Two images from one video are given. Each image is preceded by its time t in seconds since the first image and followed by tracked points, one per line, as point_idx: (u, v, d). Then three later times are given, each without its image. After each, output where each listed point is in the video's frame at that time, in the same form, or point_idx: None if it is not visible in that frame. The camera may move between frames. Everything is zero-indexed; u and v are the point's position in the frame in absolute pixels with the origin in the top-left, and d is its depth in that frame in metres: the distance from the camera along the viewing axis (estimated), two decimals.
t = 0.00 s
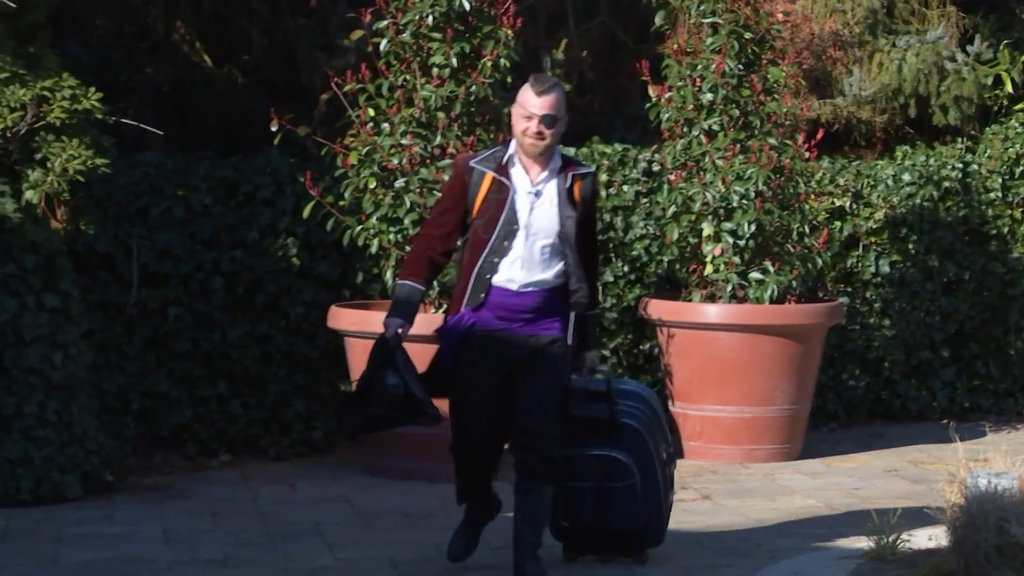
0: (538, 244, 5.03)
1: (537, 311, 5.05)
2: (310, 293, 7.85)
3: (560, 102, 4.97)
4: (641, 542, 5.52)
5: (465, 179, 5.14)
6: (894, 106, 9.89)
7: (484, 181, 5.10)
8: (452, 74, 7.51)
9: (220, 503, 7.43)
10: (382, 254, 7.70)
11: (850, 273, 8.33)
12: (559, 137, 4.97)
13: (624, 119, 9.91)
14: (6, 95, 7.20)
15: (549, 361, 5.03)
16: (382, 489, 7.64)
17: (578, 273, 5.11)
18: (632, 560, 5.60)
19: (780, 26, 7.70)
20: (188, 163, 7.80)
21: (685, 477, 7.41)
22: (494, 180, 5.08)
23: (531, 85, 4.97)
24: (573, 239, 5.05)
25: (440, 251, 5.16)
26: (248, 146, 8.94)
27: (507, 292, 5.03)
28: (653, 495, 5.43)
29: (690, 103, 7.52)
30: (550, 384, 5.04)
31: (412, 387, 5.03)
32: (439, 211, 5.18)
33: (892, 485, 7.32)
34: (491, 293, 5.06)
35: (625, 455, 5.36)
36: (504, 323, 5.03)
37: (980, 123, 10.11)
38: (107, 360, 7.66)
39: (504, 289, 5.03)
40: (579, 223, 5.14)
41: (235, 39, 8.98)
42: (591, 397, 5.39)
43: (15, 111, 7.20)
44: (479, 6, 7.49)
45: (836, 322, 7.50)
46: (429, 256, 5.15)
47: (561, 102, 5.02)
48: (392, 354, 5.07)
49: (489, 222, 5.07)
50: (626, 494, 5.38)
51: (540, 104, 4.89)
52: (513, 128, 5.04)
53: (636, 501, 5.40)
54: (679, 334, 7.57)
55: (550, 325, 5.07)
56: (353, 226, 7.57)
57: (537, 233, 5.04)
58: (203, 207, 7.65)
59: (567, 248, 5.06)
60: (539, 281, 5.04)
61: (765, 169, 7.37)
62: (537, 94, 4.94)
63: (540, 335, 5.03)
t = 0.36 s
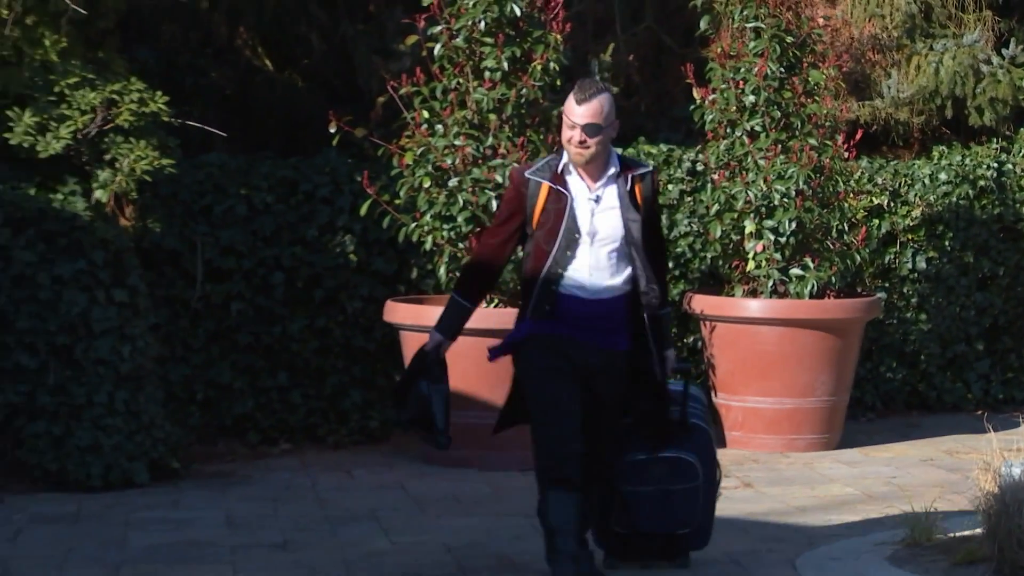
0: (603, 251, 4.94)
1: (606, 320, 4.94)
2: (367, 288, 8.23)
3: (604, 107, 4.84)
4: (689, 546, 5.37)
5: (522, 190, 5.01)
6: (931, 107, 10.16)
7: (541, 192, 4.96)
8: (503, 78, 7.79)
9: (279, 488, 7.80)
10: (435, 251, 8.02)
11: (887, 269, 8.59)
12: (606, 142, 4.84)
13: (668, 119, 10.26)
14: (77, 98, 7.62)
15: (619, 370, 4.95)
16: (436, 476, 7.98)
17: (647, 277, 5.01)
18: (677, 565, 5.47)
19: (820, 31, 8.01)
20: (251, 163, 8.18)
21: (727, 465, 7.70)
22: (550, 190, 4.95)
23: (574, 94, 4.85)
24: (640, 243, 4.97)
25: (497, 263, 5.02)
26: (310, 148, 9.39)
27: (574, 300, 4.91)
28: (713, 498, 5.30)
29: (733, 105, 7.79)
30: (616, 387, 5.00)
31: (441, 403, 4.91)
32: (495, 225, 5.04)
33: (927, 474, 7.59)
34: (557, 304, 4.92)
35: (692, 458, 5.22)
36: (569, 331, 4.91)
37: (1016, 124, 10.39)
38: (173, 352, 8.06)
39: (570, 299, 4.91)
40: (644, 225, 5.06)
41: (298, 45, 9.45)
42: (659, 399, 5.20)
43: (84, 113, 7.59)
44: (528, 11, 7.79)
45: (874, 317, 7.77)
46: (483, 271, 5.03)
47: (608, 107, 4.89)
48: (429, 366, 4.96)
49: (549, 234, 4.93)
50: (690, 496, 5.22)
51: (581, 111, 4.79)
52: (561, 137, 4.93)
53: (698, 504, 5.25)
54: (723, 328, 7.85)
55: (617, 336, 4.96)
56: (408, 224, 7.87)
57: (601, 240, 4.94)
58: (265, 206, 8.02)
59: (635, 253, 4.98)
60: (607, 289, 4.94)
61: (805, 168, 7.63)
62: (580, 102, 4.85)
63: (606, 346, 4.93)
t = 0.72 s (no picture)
0: (655, 241, 4.97)
1: (655, 310, 4.97)
2: (411, 281, 8.77)
3: (660, 99, 4.90)
4: (725, 544, 5.59)
5: (572, 177, 5.03)
6: (947, 110, 10.82)
7: (593, 179, 5.00)
8: (540, 83, 8.27)
9: (327, 469, 8.31)
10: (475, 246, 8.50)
11: (904, 263, 9.01)
12: (660, 134, 4.88)
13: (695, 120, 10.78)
14: (139, 103, 8.16)
15: (670, 360, 4.98)
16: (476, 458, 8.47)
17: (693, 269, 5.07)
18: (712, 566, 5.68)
19: (841, 38, 8.46)
20: (303, 164, 8.73)
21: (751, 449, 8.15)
22: (602, 178, 4.99)
23: (631, 83, 4.90)
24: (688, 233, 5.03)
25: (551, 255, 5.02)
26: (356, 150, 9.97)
27: (622, 291, 4.93)
28: (746, 494, 5.55)
29: (758, 108, 8.24)
30: (672, 382, 4.96)
31: (525, 401, 4.88)
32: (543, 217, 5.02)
33: (941, 457, 8.04)
34: (608, 292, 4.94)
35: (726, 456, 5.47)
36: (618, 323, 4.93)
37: None
38: (229, 341, 8.61)
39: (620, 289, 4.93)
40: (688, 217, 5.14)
41: (347, 51, 10.04)
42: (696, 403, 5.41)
43: (147, 117, 8.11)
44: (565, 19, 8.27)
45: (892, 309, 8.22)
46: (535, 263, 5.02)
47: (662, 96, 4.90)
48: (504, 364, 4.92)
49: (602, 222, 4.95)
50: (721, 492, 5.47)
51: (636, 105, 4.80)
52: (614, 127, 4.98)
53: (729, 500, 5.47)
54: (749, 319, 8.31)
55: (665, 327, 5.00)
56: (450, 221, 8.37)
57: (653, 229, 4.98)
58: (315, 204, 8.57)
59: (684, 243, 5.04)
60: (658, 278, 4.98)
61: (826, 168, 8.10)
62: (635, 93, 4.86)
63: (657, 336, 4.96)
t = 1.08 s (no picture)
0: (692, 235, 5.05)
1: (692, 303, 5.03)
2: (426, 262, 9.27)
3: (702, 92, 4.92)
4: (747, 537, 5.63)
5: (611, 171, 5.10)
6: (934, 100, 11.12)
7: (632, 174, 5.05)
8: (549, 74, 8.69)
9: (346, 440, 8.78)
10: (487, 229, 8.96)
11: (893, 245, 9.46)
12: (702, 127, 4.92)
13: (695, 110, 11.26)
14: (169, 94, 8.57)
15: (707, 352, 5.06)
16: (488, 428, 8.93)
17: (731, 261, 5.13)
18: (733, 560, 5.73)
19: (835, 31, 8.91)
20: (323, 151, 9.22)
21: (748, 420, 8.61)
22: (642, 173, 5.05)
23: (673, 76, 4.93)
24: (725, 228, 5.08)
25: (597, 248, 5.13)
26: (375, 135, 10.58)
27: (659, 286, 5.01)
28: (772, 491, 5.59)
29: (756, 98, 8.67)
30: (703, 377, 5.06)
31: (593, 388, 4.93)
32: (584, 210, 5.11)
33: (928, 428, 8.50)
34: (645, 286, 5.03)
35: (755, 448, 5.51)
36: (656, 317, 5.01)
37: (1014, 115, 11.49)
38: (254, 319, 9.09)
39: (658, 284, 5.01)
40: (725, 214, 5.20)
41: (365, 44, 10.53)
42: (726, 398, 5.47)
43: (177, 107, 8.53)
44: (573, 15, 8.70)
45: (882, 289, 8.66)
46: (578, 257, 5.12)
47: (706, 91, 4.94)
48: (565, 357, 5.01)
49: (641, 213, 5.03)
50: (751, 484, 5.50)
51: (682, 95, 4.85)
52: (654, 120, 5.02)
53: (758, 494, 5.51)
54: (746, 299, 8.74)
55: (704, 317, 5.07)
56: (464, 206, 8.85)
57: (689, 224, 5.04)
58: (335, 189, 9.07)
59: (721, 237, 5.10)
60: (695, 271, 5.06)
61: (821, 155, 8.56)
62: (681, 84, 4.91)
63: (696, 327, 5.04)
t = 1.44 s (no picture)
0: (693, 215, 4.97)
1: (703, 286, 4.98)
2: (432, 235, 9.76)
3: (686, 68, 4.89)
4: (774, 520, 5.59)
5: (613, 151, 5.06)
6: (914, 79, 11.58)
7: (632, 154, 5.01)
8: (549, 55, 9.13)
9: (357, 403, 9.26)
10: (491, 203, 9.43)
11: (875, 218, 10.06)
12: (688, 101, 4.87)
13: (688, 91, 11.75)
14: (187, 73, 9.03)
15: (718, 335, 5.03)
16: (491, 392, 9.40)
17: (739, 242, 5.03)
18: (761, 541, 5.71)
19: (821, 14, 9.33)
20: (333, 129, 9.68)
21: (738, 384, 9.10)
22: (641, 153, 5.00)
23: (655, 55, 4.92)
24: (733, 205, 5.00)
25: (595, 234, 5.15)
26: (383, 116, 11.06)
27: (666, 267, 4.96)
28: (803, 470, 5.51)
29: (745, 78, 9.11)
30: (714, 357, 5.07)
31: (557, 385, 5.04)
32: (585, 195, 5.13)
33: (909, 392, 8.97)
34: (645, 268, 5.00)
35: (786, 428, 5.44)
36: (664, 299, 4.97)
37: (990, 95, 11.92)
38: (268, 289, 9.59)
39: (664, 266, 4.96)
40: (736, 191, 5.10)
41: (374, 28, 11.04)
42: (743, 375, 5.43)
43: (194, 87, 9.00)
44: None
45: (865, 259, 9.09)
46: (579, 243, 5.15)
47: (692, 66, 4.89)
48: (543, 345, 5.10)
49: (641, 195, 4.99)
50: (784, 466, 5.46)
51: (651, 75, 4.86)
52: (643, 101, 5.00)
53: (788, 477, 5.47)
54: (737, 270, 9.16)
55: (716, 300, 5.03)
56: (468, 180, 9.41)
57: (692, 203, 4.98)
58: (346, 165, 9.53)
59: (727, 216, 5.01)
60: (700, 252, 4.97)
61: (807, 133, 9.00)
62: (656, 62, 4.91)
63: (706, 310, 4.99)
